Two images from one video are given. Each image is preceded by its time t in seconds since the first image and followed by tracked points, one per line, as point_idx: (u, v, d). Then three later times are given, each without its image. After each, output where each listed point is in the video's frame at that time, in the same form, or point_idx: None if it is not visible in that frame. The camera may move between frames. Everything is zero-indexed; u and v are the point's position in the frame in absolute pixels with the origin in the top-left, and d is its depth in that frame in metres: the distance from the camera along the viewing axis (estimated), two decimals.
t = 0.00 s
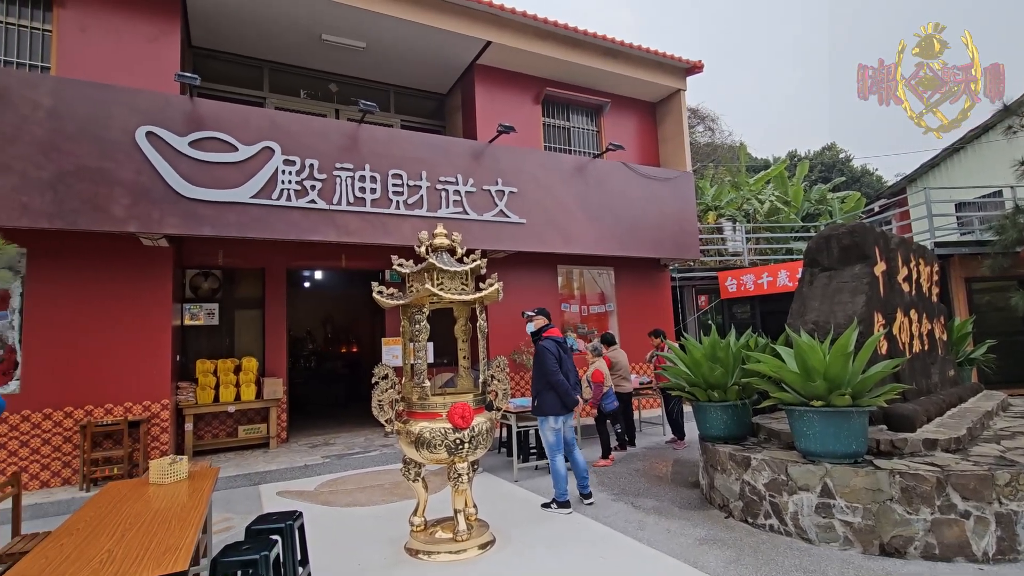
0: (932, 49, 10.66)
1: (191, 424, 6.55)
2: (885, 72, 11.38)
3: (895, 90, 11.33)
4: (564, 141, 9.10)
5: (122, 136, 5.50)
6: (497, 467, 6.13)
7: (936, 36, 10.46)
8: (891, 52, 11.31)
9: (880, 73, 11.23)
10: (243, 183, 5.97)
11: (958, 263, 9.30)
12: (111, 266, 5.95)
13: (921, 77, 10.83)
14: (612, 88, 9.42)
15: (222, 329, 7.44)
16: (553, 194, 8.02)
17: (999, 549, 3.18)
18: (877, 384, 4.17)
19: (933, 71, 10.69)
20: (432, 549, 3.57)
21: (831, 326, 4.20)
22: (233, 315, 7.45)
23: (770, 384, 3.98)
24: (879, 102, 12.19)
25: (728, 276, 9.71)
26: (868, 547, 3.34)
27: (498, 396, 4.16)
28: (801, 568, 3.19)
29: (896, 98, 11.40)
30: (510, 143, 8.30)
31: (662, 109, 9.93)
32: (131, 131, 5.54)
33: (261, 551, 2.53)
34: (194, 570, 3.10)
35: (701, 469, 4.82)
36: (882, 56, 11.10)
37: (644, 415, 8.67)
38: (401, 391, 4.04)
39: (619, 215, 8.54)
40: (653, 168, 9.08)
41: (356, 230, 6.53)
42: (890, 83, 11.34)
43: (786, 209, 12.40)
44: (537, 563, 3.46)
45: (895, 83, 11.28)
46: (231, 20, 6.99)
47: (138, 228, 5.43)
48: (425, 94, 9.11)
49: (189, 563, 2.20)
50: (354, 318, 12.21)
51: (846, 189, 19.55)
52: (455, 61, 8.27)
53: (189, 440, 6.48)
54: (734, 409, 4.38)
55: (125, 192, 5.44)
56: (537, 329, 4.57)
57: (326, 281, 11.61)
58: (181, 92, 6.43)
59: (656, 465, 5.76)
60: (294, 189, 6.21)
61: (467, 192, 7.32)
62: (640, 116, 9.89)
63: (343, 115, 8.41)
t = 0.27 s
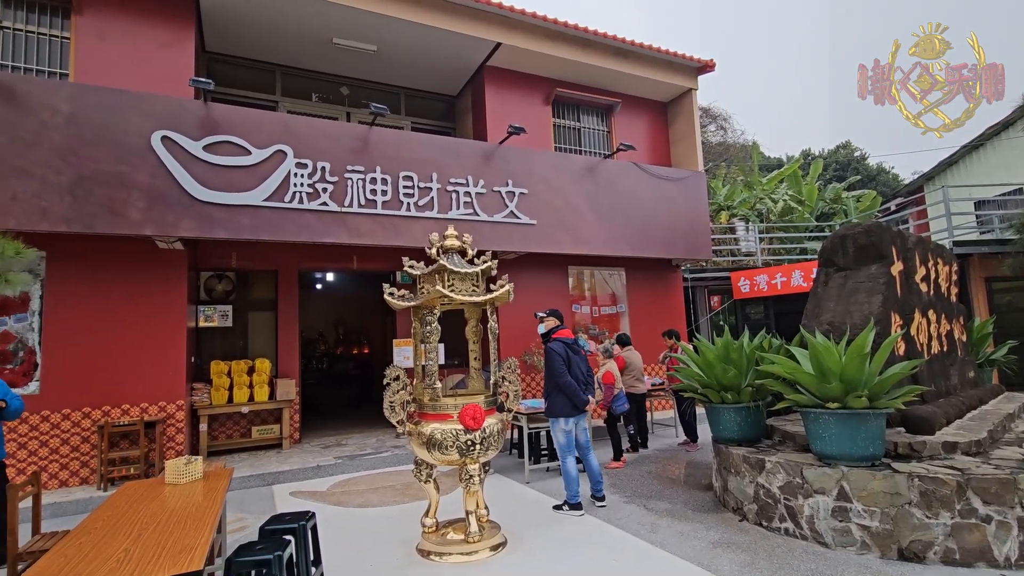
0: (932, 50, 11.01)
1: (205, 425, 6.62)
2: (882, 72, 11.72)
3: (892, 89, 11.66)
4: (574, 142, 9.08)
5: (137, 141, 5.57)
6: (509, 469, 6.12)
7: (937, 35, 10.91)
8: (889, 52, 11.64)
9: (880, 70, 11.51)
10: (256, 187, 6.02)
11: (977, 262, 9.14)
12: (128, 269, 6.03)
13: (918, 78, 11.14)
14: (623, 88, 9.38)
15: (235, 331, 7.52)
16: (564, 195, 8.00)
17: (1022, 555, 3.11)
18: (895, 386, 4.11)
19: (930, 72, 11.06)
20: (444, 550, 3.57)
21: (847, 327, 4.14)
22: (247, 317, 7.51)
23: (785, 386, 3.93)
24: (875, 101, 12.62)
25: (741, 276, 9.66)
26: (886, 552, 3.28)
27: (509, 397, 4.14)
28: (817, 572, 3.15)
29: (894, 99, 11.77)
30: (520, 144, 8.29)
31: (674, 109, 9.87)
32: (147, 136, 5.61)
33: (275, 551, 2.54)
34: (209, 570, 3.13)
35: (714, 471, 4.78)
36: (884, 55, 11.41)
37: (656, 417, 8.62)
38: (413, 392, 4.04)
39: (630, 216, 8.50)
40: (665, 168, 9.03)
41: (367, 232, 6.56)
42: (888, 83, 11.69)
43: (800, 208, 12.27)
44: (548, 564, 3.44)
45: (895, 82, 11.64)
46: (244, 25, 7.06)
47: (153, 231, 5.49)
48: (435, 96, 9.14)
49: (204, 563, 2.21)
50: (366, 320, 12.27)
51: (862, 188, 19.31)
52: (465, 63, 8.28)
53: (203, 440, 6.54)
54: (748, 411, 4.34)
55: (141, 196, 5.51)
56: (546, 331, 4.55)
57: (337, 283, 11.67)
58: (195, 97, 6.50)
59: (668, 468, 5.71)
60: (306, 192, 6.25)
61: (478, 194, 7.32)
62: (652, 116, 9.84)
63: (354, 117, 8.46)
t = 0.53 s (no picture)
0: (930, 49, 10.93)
1: (219, 425, 6.68)
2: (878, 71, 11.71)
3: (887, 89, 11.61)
4: (584, 142, 9.05)
5: (153, 145, 5.64)
6: (520, 470, 6.11)
7: (936, 36, 10.91)
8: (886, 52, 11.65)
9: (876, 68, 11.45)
10: (269, 190, 6.07)
11: (996, 261, 8.99)
12: (143, 271, 6.11)
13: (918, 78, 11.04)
14: (634, 88, 9.34)
15: (249, 332, 7.58)
16: (574, 196, 7.98)
17: None
18: (913, 387, 4.04)
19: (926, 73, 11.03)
20: (455, 552, 3.57)
21: (863, 327, 4.08)
22: (260, 318, 7.58)
23: (800, 388, 3.88)
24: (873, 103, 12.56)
25: (754, 276, 9.57)
26: (904, 557, 3.23)
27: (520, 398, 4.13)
28: None
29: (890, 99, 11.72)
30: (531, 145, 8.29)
31: (685, 108, 9.81)
32: (162, 140, 5.67)
33: (288, 551, 2.55)
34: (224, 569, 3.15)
35: (728, 473, 4.73)
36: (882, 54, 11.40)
37: (669, 418, 8.56)
38: (424, 394, 4.05)
39: (641, 216, 8.45)
40: (676, 167, 8.97)
41: (379, 234, 6.58)
42: (884, 82, 11.61)
43: (814, 207, 12.13)
44: (560, 566, 3.43)
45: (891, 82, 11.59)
46: (257, 30, 7.12)
47: (168, 234, 5.56)
48: (446, 98, 9.16)
49: (219, 562, 2.22)
50: (377, 321, 12.32)
51: (877, 187, 19.06)
52: (476, 65, 8.30)
53: (217, 440, 6.60)
54: (762, 413, 4.29)
55: (156, 200, 5.57)
56: (558, 332, 4.55)
57: (349, 284, 11.74)
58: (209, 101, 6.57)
59: (681, 470, 5.66)
60: (318, 194, 6.30)
61: (488, 195, 7.32)
62: (662, 115, 9.78)
63: (365, 120, 8.50)
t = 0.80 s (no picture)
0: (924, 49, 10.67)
1: (233, 425, 6.75)
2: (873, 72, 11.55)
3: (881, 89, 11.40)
4: (595, 142, 9.02)
5: (168, 149, 5.70)
6: (531, 471, 6.10)
7: (936, 35, 10.67)
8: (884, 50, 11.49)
9: (872, 67, 11.27)
10: (281, 192, 6.11)
11: (1017, 260, 8.82)
12: (159, 273, 6.18)
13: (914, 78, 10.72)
14: (645, 87, 9.29)
15: (262, 333, 7.65)
16: (585, 196, 7.95)
17: None
18: (931, 389, 3.98)
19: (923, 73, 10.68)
20: (466, 552, 3.57)
21: (879, 328, 4.02)
22: (273, 319, 7.64)
23: (815, 389, 3.83)
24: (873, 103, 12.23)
25: (767, 276, 9.48)
26: (922, 561, 3.18)
27: (531, 399, 4.11)
28: None
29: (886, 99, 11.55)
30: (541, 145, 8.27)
31: (697, 107, 9.74)
32: (177, 144, 5.74)
33: (301, 550, 2.56)
34: (238, 568, 3.17)
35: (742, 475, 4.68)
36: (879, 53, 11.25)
37: (681, 420, 8.50)
38: (435, 394, 4.05)
39: (652, 215, 8.40)
40: (687, 167, 8.91)
41: (390, 235, 6.61)
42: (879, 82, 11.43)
43: (828, 206, 11.99)
44: (571, 567, 3.42)
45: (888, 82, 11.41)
46: (268, 34, 7.18)
47: (183, 236, 5.62)
48: (456, 99, 9.17)
49: (234, 561, 2.23)
50: (388, 322, 12.37)
51: (893, 185, 18.80)
52: (486, 66, 8.30)
53: (231, 440, 6.66)
54: (777, 414, 4.24)
55: (171, 202, 5.64)
56: (568, 334, 4.53)
57: (361, 285, 11.80)
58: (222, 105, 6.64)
59: (694, 472, 5.62)
60: (329, 196, 6.33)
61: (498, 196, 7.32)
62: (674, 114, 9.71)
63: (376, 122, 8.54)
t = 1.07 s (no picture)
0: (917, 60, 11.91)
1: (246, 425, 6.80)
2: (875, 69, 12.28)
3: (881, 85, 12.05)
4: (605, 141, 8.99)
5: (181, 151, 5.76)
6: (542, 471, 6.09)
7: (935, 35, 11.66)
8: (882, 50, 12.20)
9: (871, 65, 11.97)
10: (292, 193, 6.15)
11: None
12: (172, 274, 6.24)
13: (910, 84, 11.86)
14: (655, 85, 9.24)
15: (274, 334, 7.70)
16: (595, 196, 7.92)
17: None
18: (949, 390, 3.93)
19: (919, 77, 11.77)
20: (478, 552, 3.56)
21: (895, 328, 3.97)
22: (285, 320, 7.70)
23: (829, 389, 3.78)
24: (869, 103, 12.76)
25: (780, 276, 9.39)
26: (941, 565, 3.13)
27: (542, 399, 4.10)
28: None
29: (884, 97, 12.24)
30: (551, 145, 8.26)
31: (708, 106, 9.67)
32: (190, 146, 5.80)
33: (313, 549, 2.57)
34: (252, 567, 3.19)
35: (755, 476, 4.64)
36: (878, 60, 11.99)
37: (693, 420, 8.44)
38: (445, 395, 4.05)
39: (663, 215, 8.36)
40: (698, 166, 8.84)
41: (400, 236, 6.63)
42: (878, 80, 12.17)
43: (843, 204, 11.87)
44: (583, 568, 3.41)
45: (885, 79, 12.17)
46: (280, 36, 7.23)
47: (197, 237, 5.68)
48: (465, 99, 9.19)
49: (249, 560, 2.24)
50: (399, 322, 12.41)
51: (909, 182, 18.58)
52: (495, 66, 8.30)
53: (244, 440, 6.72)
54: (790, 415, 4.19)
55: (185, 204, 5.70)
56: (575, 335, 4.52)
57: (372, 285, 11.85)
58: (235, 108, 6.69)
59: (706, 473, 5.57)
60: (340, 198, 6.36)
61: (508, 196, 7.32)
62: (685, 113, 9.65)
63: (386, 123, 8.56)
